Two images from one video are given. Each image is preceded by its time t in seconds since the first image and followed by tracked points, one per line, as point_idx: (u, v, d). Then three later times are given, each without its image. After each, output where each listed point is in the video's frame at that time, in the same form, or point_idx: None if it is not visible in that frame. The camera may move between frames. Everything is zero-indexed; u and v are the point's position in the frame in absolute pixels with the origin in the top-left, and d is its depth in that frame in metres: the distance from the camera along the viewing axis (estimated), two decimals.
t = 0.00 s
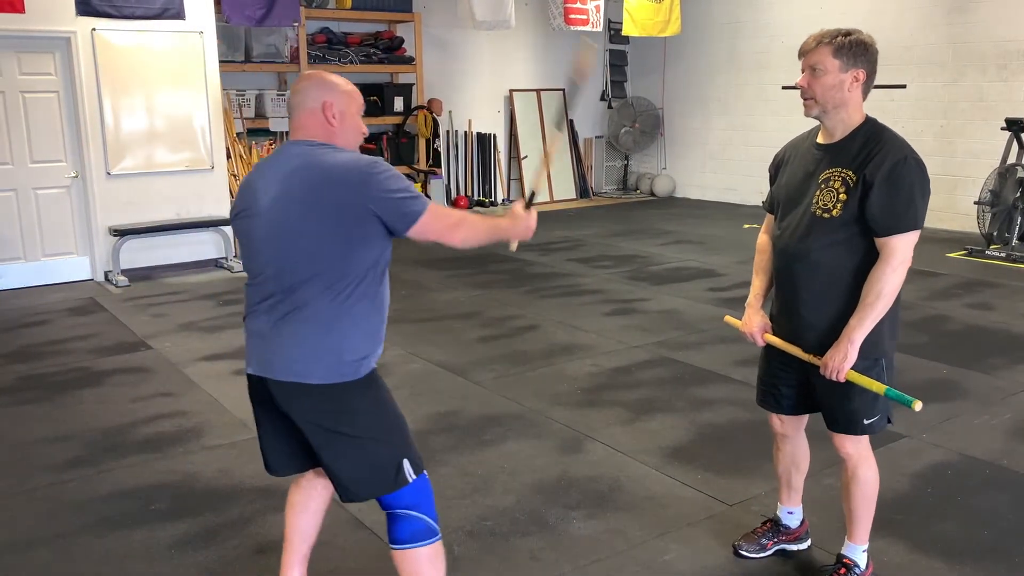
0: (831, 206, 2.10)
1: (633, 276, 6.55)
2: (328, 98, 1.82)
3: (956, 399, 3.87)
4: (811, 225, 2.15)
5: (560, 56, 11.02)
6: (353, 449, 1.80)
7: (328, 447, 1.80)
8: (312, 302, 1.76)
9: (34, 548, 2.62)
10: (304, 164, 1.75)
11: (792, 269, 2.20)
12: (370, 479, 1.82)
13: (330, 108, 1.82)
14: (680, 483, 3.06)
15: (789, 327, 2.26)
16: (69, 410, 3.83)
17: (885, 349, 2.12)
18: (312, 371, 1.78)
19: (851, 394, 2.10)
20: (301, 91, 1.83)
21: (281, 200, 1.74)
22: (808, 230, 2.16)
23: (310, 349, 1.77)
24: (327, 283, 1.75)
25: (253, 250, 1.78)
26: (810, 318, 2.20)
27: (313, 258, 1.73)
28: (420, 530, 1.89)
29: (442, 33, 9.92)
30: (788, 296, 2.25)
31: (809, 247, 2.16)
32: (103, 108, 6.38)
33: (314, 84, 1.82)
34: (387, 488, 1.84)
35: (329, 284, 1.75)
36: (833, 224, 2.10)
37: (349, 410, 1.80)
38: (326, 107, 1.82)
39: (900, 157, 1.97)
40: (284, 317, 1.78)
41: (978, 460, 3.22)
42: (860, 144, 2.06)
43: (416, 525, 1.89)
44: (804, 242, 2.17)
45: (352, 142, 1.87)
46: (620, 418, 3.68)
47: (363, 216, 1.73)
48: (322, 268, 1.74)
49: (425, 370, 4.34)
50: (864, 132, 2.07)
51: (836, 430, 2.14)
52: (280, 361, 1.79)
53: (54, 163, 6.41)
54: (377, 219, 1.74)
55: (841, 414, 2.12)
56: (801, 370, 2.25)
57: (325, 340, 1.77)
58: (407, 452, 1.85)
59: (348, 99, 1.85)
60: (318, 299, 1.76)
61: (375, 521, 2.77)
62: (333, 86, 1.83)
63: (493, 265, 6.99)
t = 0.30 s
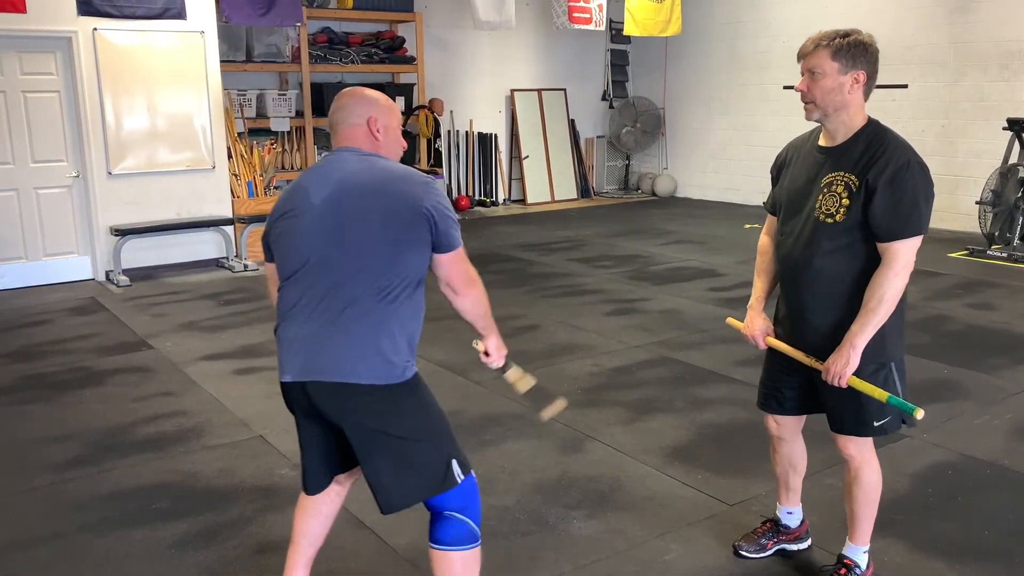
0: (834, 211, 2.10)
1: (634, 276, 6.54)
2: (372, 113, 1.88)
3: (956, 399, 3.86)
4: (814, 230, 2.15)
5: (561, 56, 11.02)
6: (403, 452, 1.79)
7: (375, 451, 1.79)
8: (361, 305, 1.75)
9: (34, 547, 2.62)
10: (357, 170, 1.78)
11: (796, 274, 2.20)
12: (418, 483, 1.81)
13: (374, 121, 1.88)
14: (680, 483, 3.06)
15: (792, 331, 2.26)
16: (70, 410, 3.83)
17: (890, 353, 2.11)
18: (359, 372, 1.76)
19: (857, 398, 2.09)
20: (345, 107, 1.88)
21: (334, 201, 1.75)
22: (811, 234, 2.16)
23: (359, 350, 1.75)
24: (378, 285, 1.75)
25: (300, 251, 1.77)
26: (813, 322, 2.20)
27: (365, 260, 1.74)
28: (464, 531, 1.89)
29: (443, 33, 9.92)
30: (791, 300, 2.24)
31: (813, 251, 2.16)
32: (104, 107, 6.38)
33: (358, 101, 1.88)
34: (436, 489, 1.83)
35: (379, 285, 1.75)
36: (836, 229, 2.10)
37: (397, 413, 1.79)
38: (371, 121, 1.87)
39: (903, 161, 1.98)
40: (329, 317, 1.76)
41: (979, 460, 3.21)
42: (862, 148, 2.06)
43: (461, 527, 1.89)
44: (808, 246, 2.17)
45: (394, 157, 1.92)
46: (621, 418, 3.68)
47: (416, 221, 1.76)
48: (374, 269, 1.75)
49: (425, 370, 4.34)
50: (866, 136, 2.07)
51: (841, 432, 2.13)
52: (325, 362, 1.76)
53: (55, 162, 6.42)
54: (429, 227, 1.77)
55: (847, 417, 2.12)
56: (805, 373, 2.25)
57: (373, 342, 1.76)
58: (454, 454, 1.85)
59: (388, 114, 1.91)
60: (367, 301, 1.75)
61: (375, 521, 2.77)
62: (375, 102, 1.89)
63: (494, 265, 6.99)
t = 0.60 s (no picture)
0: (834, 212, 2.10)
1: (635, 276, 6.54)
2: (393, 128, 1.90)
3: (957, 399, 3.86)
4: (814, 231, 2.15)
5: (563, 56, 11.03)
6: (427, 453, 1.79)
7: (397, 454, 1.78)
8: (383, 301, 1.76)
9: (35, 547, 2.62)
10: (380, 173, 1.81)
11: (797, 275, 2.20)
12: (442, 483, 1.81)
13: (397, 136, 1.90)
14: (680, 482, 3.06)
15: (793, 330, 2.26)
16: (71, 409, 3.83)
17: (892, 352, 2.11)
18: (380, 368, 1.75)
19: (858, 396, 2.09)
20: (367, 125, 1.91)
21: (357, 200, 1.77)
22: (811, 235, 2.16)
23: (380, 345, 1.75)
24: (399, 281, 1.76)
25: (323, 249, 1.78)
26: (815, 320, 2.19)
27: (387, 257, 1.75)
28: (487, 530, 1.89)
29: (444, 33, 9.92)
30: (792, 299, 2.24)
31: (811, 251, 2.16)
32: (106, 107, 6.39)
33: (380, 118, 1.91)
34: (460, 487, 1.83)
35: (402, 281, 1.76)
36: (836, 229, 2.10)
37: (419, 415, 1.77)
38: (393, 136, 1.90)
39: (902, 162, 1.97)
40: (350, 314, 1.76)
41: (979, 459, 3.21)
42: (860, 148, 2.06)
43: (484, 525, 1.89)
44: (807, 247, 2.17)
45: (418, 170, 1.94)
46: (622, 418, 3.67)
47: (437, 220, 1.77)
48: (397, 266, 1.75)
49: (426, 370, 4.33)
50: (864, 136, 2.06)
51: (841, 430, 2.13)
52: (346, 358, 1.75)
53: (57, 162, 6.42)
54: (450, 225, 1.79)
55: (848, 416, 2.11)
56: (806, 373, 2.25)
57: (394, 338, 1.75)
58: (476, 453, 1.84)
59: (409, 129, 1.93)
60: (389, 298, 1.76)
61: (376, 520, 2.78)
62: (395, 118, 1.92)
63: (496, 265, 6.99)
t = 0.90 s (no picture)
0: (830, 207, 2.10)
1: (636, 276, 6.54)
2: (400, 122, 1.86)
3: (958, 399, 3.86)
4: (810, 226, 2.15)
5: (564, 56, 11.03)
6: (414, 456, 1.78)
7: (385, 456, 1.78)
8: (369, 301, 1.77)
9: (36, 546, 2.63)
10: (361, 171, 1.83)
11: (793, 270, 2.20)
12: (429, 485, 1.80)
13: (403, 130, 1.86)
14: (681, 482, 3.06)
15: (786, 326, 2.26)
16: (73, 409, 3.84)
17: (885, 349, 2.11)
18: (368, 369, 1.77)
19: (850, 393, 2.10)
20: (373, 120, 1.87)
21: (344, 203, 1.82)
22: (807, 230, 2.16)
23: (367, 345, 1.76)
24: (382, 280, 1.76)
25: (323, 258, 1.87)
26: (808, 316, 2.19)
27: (366, 256, 1.76)
28: (480, 539, 1.88)
29: (446, 33, 9.93)
30: (787, 295, 2.24)
31: (807, 247, 2.16)
32: (107, 107, 6.39)
33: (384, 112, 1.87)
34: (448, 495, 1.81)
35: (375, 277, 1.76)
36: (832, 224, 2.10)
37: (406, 420, 1.77)
38: (397, 130, 1.85)
39: (899, 159, 1.98)
40: (343, 318, 1.80)
41: (980, 460, 3.21)
42: (858, 144, 2.06)
43: (478, 533, 1.88)
44: (803, 242, 2.17)
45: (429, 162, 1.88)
46: (622, 418, 3.68)
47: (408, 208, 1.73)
48: (377, 264, 1.76)
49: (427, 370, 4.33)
50: (862, 133, 2.06)
51: (835, 428, 2.14)
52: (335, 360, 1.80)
53: (59, 162, 6.43)
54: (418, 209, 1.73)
55: (840, 413, 2.12)
56: (799, 369, 2.25)
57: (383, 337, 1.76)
58: (462, 462, 1.81)
59: (417, 122, 1.88)
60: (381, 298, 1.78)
61: (376, 520, 2.78)
62: (399, 111, 1.87)
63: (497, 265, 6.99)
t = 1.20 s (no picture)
0: (831, 204, 2.10)
1: (638, 276, 6.54)
2: (399, 105, 1.80)
3: (960, 399, 3.85)
4: (811, 223, 2.15)
5: (566, 56, 11.03)
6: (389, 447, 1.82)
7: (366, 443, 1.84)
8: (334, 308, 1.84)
9: (40, 546, 2.63)
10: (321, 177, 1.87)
11: (792, 266, 2.20)
12: (407, 475, 1.83)
13: (398, 114, 1.81)
14: (683, 482, 3.05)
15: (780, 322, 2.26)
16: (75, 409, 3.85)
17: (879, 348, 2.11)
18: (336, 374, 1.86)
19: (843, 393, 2.10)
20: (374, 96, 1.82)
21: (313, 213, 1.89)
22: (808, 227, 2.16)
23: (334, 351, 1.84)
24: (342, 289, 1.82)
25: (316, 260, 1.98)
26: (804, 313, 2.19)
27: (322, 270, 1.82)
28: (469, 528, 1.86)
29: (447, 33, 9.94)
30: (783, 291, 2.24)
31: (807, 243, 2.16)
32: (110, 107, 6.40)
33: (388, 90, 1.82)
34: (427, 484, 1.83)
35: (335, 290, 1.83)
36: (832, 222, 2.10)
37: (379, 411, 1.82)
38: (394, 113, 1.81)
39: (904, 158, 1.97)
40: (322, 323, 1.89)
41: (983, 460, 3.20)
42: (862, 143, 2.06)
43: (467, 524, 1.86)
44: (803, 238, 2.17)
45: (418, 151, 1.86)
46: (624, 418, 3.67)
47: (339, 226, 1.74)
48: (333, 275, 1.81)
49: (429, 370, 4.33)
50: (867, 131, 2.06)
51: (827, 427, 2.14)
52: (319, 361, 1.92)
53: (60, 162, 6.43)
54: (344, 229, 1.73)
55: (831, 412, 2.12)
56: (792, 367, 2.25)
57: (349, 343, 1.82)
58: (440, 454, 1.81)
59: (419, 104, 1.82)
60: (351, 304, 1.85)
61: (379, 519, 2.78)
62: (402, 91, 1.81)
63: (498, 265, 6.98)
